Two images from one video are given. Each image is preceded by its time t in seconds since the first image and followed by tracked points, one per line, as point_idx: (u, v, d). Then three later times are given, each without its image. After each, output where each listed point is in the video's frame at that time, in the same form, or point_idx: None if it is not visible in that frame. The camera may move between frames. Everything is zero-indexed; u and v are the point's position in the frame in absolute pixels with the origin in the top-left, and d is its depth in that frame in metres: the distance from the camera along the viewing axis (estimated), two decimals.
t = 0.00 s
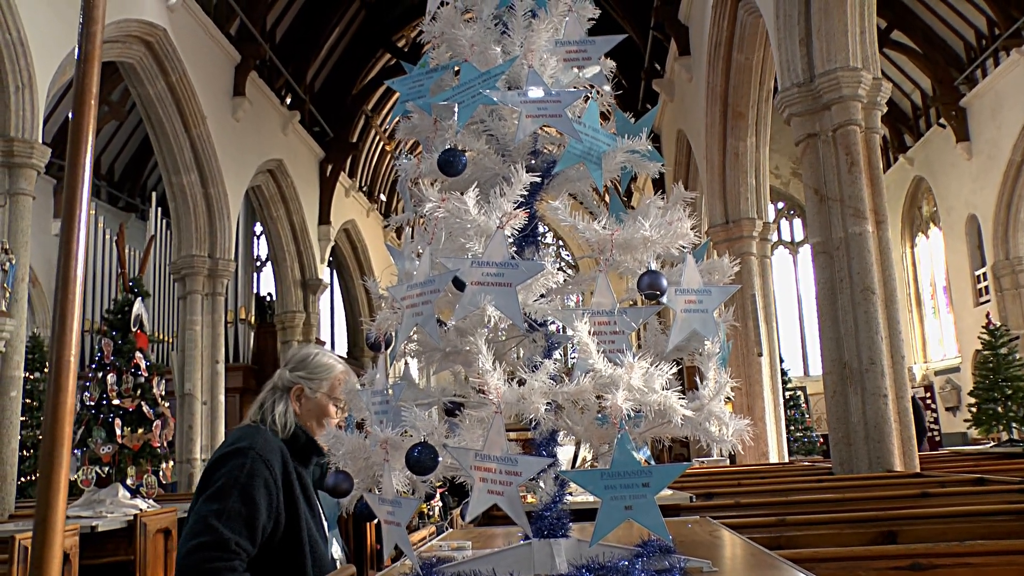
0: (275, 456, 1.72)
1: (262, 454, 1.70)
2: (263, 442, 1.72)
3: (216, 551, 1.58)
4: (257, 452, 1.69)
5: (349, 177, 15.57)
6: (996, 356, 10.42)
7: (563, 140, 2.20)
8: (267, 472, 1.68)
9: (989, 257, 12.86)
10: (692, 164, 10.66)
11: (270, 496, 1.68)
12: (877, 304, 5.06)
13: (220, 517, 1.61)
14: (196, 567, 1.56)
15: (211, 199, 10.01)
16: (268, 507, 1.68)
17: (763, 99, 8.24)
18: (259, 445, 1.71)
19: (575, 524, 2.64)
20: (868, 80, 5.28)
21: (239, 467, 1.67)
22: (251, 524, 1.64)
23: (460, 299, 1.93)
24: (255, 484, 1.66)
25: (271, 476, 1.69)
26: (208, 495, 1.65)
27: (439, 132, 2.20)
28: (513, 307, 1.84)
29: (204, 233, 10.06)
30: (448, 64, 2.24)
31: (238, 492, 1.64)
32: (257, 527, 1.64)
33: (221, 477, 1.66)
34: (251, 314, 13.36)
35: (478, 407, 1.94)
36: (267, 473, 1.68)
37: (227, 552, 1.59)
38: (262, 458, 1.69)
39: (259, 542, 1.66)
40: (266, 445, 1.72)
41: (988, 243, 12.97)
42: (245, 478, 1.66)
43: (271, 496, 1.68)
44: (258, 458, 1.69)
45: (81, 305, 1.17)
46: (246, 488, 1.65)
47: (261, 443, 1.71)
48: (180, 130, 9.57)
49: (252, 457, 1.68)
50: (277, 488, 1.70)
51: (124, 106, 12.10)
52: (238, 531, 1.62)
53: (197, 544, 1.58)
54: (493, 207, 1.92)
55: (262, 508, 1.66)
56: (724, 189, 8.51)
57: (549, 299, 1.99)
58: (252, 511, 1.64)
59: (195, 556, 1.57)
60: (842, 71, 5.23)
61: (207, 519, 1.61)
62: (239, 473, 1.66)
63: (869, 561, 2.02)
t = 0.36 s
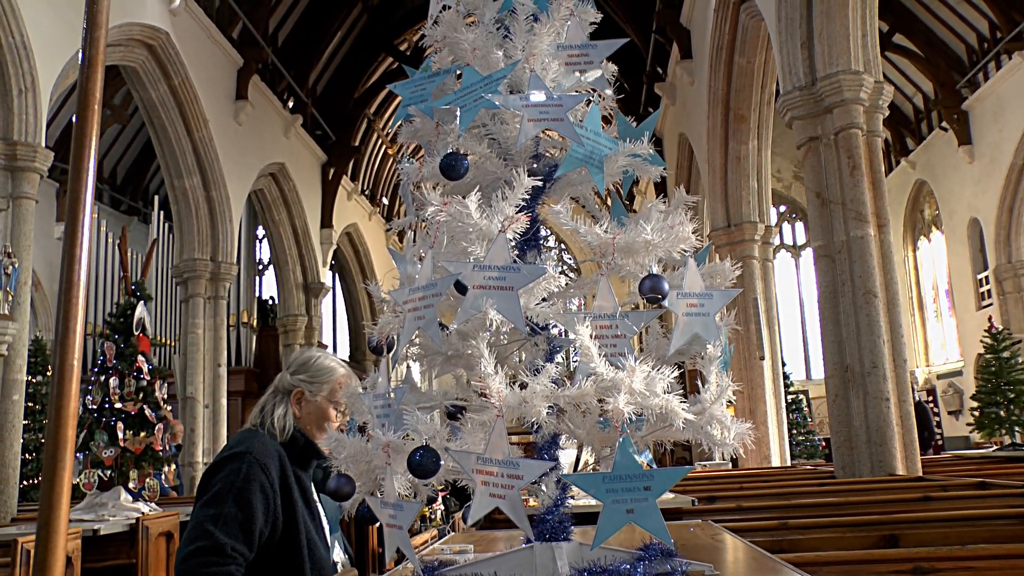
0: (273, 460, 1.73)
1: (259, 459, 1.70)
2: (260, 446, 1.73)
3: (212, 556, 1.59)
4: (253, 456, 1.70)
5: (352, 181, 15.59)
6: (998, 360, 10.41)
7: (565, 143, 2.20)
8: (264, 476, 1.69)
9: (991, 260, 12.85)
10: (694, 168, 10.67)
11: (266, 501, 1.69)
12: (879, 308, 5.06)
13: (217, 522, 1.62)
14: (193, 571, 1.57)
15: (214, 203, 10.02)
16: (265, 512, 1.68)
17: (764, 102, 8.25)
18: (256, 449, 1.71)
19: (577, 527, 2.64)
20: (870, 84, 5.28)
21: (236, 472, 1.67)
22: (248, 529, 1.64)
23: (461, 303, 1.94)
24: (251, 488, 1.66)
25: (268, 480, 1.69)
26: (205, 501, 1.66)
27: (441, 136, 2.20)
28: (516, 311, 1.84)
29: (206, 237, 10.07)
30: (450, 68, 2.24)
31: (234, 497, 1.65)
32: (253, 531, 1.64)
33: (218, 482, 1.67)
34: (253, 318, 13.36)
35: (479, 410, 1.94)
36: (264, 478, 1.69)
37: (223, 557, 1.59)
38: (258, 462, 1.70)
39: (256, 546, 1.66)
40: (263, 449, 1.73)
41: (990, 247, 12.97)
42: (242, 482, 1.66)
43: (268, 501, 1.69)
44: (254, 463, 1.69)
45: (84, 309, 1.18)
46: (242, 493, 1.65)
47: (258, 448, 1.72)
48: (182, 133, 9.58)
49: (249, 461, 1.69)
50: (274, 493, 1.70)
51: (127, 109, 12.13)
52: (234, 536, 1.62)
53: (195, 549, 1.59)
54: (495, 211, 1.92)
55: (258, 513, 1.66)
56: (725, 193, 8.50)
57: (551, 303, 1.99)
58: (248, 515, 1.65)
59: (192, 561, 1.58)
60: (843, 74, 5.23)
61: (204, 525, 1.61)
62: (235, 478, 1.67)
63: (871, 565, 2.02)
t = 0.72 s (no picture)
0: (270, 464, 1.73)
1: (256, 463, 1.70)
2: (257, 450, 1.73)
3: (207, 561, 1.58)
4: (250, 459, 1.70)
5: (354, 185, 15.60)
6: (1000, 363, 10.40)
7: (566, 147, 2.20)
8: (261, 480, 1.69)
9: (994, 263, 12.84)
10: (695, 171, 10.68)
11: (262, 505, 1.69)
12: (880, 311, 5.06)
13: (212, 527, 1.62)
14: None
15: (215, 206, 10.03)
16: (261, 516, 1.68)
17: (766, 105, 8.25)
18: (252, 453, 1.72)
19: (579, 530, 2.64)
20: (871, 86, 5.28)
21: (232, 476, 1.67)
22: (243, 533, 1.64)
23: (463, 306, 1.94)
24: (247, 492, 1.66)
25: (264, 484, 1.69)
26: (202, 505, 1.66)
27: (442, 139, 2.20)
28: (517, 315, 1.84)
29: (208, 240, 10.07)
30: (452, 71, 2.25)
31: (230, 502, 1.65)
32: (249, 534, 1.64)
33: (214, 486, 1.67)
34: (255, 321, 13.35)
35: (481, 414, 1.95)
36: (260, 483, 1.69)
37: (219, 561, 1.58)
38: (255, 466, 1.70)
39: (253, 550, 1.65)
40: (259, 453, 1.73)
41: (992, 249, 12.96)
42: (238, 486, 1.66)
43: (264, 505, 1.69)
44: (251, 467, 1.69)
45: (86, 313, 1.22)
46: (238, 496, 1.65)
47: (255, 452, 1.72)
48: (184, 137, 9.59)
49: (245, 465, 1.69)
50: (270, 497, 1.70)
51: (129, 113, 12.17)
52: (230, 541, 1.62)
53: (191, 554, 1.58)
54: (496, 214, 1.93)
55: (254, 517, 1.66)
56: (727, 196, 8.49)
57: (552, 306, 2.00)
58: (243, 519, 1.64)
59: (187, 565, 1.58)
60: (845, 77, 5.23)
61: (199, 529, 1.61)
62: (231, 481, 1.67)
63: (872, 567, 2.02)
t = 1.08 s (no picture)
0: (270, 468, 1.73)
1: (256, 466, 1.71)
2: (257, 454, 1.73)
3: (207, 564, 1.58)
4: (249, 463, 1.70)
5: (355, 188, 15.62)
6: (1002, 366, 10.40)
7: (566, 151, 2.21)
8: (261, 484, 1.69)
9: (995, 266, 12.84)
10: (697, 175, 10.69)
11: (262, 508, 1.69)
12: (881, 314, 5.06)
13: (212, 530, 1.62)
14: None
15: (217, 210, 10.05)
16: (260, 519, 1.68)
17: (766, 109, 8.26)
18: (252, 457, 1.72)
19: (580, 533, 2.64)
20: (871, 90, 5.29)
21: (232, 480, 1.68)
22: (242, 536, 1.64)
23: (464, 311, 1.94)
24: (246, 495, 1.67)
25: (264, 488, 1.70)
26: (201, 508, 1.66)
27: (443, 144, 2.22)
28: (517, 319, 1.85)
29: (210, 244, 10.08)
30: (453, 76, 2.26)
31: (230, 505, 1.65)
32: (248, 537, 1.64)
33: (214, 489, 1.67)
34: (257, 325, 13.35)
35: (481, 417, 1.95)
36: (260, 486, 1.69)
37: (218, 564, 1.59)
38: (255, 469, 1.70)
39: (252, 554, 1.66)
40: (259, 456, 1.73)
41: (993, 252, 12.96)
42: (239, 489, 1.67)
43: (264, 508, 1.69)
44: (251, 470, 1.70)
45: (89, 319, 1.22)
46: (237, 500, 1.66)
47: (255, 455, 1.73)
48: (186, 142, 9.61)
49: (245, 469, 1.69)
50: (270, 500, 1.70)
51: (130, 117, 12.20)
52: (229, 544, 1.62)
53: (190, 556, 1.58)
54: (496, 219, 1.94)
55: (254, 521, 1.66)
56: (728, 199, 8.50)
57: (552, 310, 2.00)
58: (243, 523, 1.65)
59: (187, 569, 1.58)
60: (845, 80, 5.24)
61: (199, 532, 1.61)
62: (231, 484, 1.67)
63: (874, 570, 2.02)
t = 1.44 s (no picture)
0: (271, 471, 1.74)
1: (257, 470, 1.71)
2: (258, 458, 1.74)
3: (209, 568, 1.58)
4: (251, 467, 1.71)
5: (356, 192, 15.63)
6: (1003, 370, 10.39)
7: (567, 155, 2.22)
8: (262, 488, 1.70)
9: (996, 270, 12.85)
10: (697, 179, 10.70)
11: (264, 512, 1.69)
12: (882, 318, 5.06)
13: (214, 534, 1.62)
14: None
15: (218, 214, 10.06)
16: (262, 524, 1.69)
17: (767, 113, 8.27)
18: (254, 461, 1.73)
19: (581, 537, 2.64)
20: (872, 94, 5.30)
21: (233, 484, 1.68)
22: (244, 540, 1.64)
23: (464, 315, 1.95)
24: (248, 499, 1.67)
25: (266, 492, 1.71)
26: (203, 512, 1.67)
27: (444, 148, 2.22)
28: (518, 323, 1.85)
29: (211, 249, 10.09)
30: (453, 81, 2.27)
31: (232, 509, 1.66)
32: (250, 541, 1.64)
33: (216, 494, 1.68)
34: (257, 329, 13.35)
35: (482, 421, 1.96)
36: (262, 490, 1.70)
37: (220, 569, 1.59)
38: (256, 473, 1.71)
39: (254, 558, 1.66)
40: (260, 461, 1.74)
41: (994, 256, 12.96)
42: (240, 493, 1.67)
43: (265, 512, 1.70)
44: (252, 474, 1.70)
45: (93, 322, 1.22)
46: (239, 504, 1.66)
47: (256, 459, 1.73)
48: (187, 146, 9.63)
49: (246, 473, 1.70)
50: (272, 504, 1.71)
51: (131, 121, 12.22)
52: (231, 549, 1.63)
53: (192, 561, 1.59)
54: (498, 224, 1.94)
55: (256, 525, 1.67)
56: (728, 203, 8.51)
57: (553, 315, 2.01)
58: (245, 527, 1.65)
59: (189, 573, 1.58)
60: (846, 84, 5.25)
61: (201, 536, 1.61)
62: (232, 489, 1.68)
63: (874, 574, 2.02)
